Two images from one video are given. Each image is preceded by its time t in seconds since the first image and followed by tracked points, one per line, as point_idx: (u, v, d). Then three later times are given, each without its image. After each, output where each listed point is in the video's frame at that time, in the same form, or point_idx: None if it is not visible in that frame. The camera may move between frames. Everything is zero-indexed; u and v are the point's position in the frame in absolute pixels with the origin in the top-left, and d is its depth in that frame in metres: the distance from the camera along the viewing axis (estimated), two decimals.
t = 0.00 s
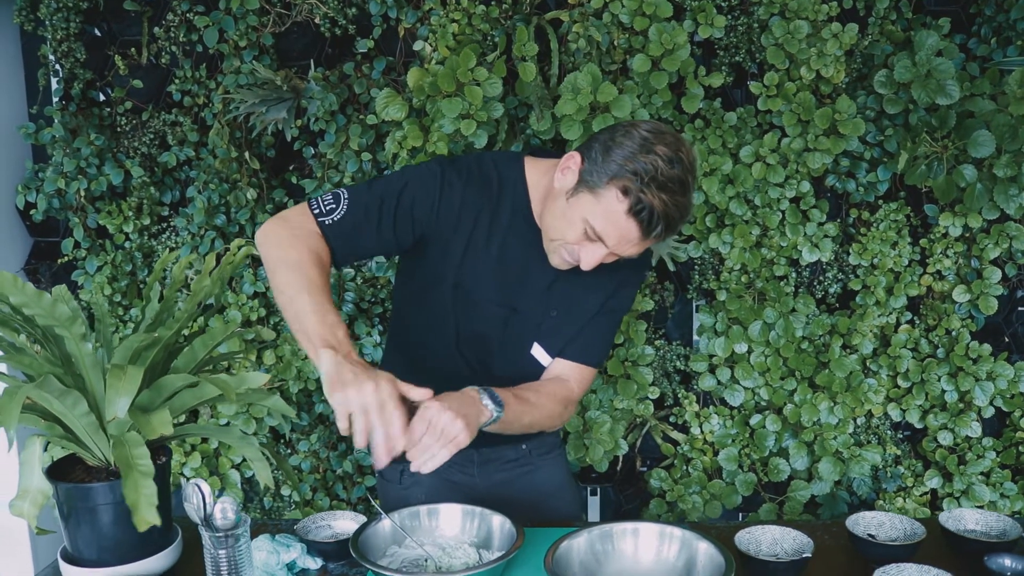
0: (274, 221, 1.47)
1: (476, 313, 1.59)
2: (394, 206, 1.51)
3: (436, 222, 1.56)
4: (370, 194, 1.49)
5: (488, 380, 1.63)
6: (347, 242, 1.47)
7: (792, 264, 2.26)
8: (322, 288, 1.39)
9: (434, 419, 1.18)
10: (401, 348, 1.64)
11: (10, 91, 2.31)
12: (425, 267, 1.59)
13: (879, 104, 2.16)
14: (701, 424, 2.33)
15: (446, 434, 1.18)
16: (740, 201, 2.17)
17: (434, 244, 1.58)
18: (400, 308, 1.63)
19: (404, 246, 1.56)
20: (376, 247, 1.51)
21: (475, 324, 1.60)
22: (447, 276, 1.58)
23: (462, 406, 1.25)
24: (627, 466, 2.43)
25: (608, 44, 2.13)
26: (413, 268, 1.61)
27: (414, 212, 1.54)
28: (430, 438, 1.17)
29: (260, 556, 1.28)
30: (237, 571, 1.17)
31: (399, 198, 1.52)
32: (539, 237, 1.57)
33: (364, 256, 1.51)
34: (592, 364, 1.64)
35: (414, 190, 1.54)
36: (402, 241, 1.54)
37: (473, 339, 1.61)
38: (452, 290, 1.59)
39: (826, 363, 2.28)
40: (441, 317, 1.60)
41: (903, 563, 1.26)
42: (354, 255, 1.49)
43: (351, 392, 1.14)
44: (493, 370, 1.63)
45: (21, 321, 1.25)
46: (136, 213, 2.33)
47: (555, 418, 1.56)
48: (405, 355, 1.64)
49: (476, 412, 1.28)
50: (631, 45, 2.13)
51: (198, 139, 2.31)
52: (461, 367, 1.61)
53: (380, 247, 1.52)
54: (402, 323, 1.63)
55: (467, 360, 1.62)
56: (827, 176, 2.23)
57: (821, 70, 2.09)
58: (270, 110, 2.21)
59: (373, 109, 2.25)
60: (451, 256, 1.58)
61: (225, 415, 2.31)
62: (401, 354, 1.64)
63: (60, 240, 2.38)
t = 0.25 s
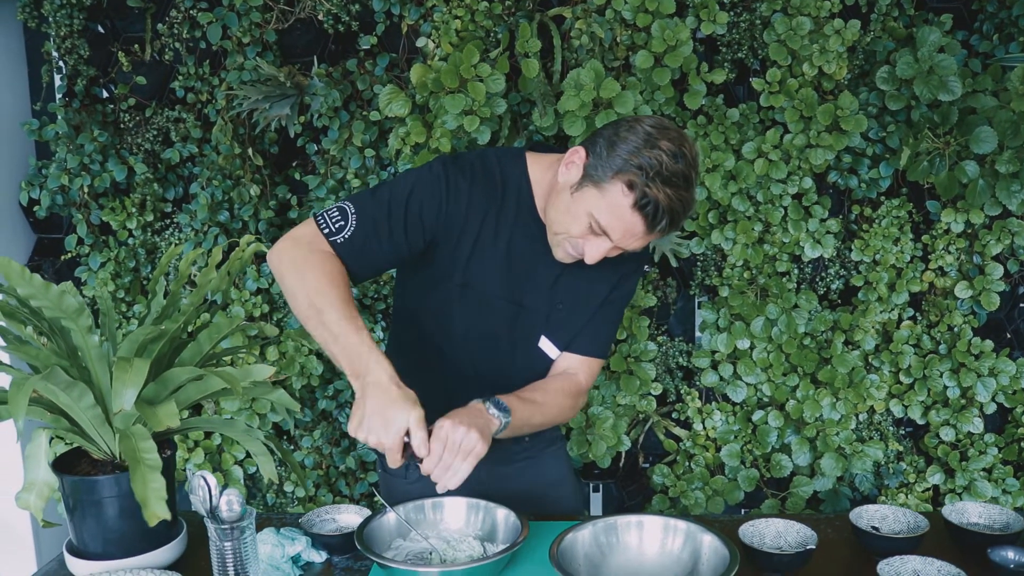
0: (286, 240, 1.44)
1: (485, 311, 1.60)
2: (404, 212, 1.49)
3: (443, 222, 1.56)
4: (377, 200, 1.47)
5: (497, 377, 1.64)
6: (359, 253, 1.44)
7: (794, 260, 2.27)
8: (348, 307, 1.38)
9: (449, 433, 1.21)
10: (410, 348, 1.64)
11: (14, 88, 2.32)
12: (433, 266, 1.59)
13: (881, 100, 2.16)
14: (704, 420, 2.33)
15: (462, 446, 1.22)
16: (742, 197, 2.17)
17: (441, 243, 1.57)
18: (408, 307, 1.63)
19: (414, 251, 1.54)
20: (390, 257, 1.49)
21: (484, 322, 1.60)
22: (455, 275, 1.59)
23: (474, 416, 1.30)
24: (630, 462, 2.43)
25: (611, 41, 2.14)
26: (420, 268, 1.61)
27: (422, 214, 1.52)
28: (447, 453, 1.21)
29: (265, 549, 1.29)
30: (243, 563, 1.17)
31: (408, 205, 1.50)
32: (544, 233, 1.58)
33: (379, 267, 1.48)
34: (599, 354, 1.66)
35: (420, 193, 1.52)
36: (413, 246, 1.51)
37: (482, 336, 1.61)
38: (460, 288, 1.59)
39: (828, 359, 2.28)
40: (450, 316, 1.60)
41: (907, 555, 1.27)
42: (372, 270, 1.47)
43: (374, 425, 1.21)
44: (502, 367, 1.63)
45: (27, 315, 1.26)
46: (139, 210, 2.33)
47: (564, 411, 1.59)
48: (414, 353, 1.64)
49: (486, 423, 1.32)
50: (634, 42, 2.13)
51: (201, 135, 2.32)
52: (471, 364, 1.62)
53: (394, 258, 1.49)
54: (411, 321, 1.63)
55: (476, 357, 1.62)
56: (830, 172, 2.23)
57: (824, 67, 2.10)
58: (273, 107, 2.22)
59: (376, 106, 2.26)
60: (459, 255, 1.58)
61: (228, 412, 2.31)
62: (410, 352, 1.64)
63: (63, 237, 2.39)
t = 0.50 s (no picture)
0: (284, 238, 1.46)
1: (488, 310, 1.60)
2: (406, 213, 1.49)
3: (446, 222, 1.56)
4: (377, 202, 1.47)
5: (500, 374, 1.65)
6: (360, 254, 1.45)
7: (795, 258, 2.27)
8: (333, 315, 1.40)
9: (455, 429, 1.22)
10: (413, 348, 1.65)
11: (17, 86, 2.32)
12: (436, 266, 1.60)
13: (882, 98, 2.17)
14: (705, 418, 2.34)
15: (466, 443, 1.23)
16: (743, 194, 2.18)
17: (444, 244, 1.58)
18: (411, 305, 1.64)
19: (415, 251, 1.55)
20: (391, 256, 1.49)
21: (488, 321, 1.61)
22: (458, 275, 1.59)
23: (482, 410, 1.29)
24: (631, 460, 2.44)
25: (612, 39, 2.15)
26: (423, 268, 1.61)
27: (424, 214, 1.52)
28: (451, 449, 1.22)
29: (269, 544, 1.29)
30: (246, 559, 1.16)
31: (409, 206, 1.50)
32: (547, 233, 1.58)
33: (379, 266, 1.48)
34: (602, 352, 1.67)
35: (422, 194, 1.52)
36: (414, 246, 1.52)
37: (485, 335, 1.61)
38: (464, 288, 1.59)
39: (829, 357, 2.28)
40: (453, 317, 1.61)
41: (908, 549, 1.27)
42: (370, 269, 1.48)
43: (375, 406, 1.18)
44: (505, 365, 1.64)
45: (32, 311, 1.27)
46: (142, 208, 2.34)
47: (570, 410, 1.60)
48: (417, 352, 1.65)
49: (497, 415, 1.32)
50: (635, 40, 2.14)
51: (204, 133, 2.32)
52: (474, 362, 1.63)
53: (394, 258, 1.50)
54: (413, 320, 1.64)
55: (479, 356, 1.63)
56: (831, 170, 2.23)
57: (825, 65, 2.10)
58: (276, 105, 2.22)
59: (378, 104, 2.26)
60: (462, 256, 1.59)
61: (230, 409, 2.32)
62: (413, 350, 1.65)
63: (66, 235, 2.39)
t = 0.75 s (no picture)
0: (290, 241, 1.45)
1: (490, 307, 1.60)
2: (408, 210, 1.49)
3: (448, 218, 1.56)
4: (380, 199, 1.47)
5: (501, 370, 1.65)
6: (362, 250, 1.45)
7: (795, 256, 2.28)
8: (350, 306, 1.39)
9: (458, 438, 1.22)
10: (415, 345, 1.65)
11: (18, 84, 2.33)
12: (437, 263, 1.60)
13: (882, 96, 2.17)
14: (705, 416, 2.34)
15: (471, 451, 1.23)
16: (743, 192, 2.18)
17: (446, 241, 1.58)
18: (413, 302, 1.64)
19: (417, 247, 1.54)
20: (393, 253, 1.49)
21: (490, 318, 1.61)
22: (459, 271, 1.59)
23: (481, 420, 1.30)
24: (631, 458, 2.44)
25: (612, 37, 2.15)
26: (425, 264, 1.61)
27: (426, 211, 1.52)
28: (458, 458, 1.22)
29: (269, 540, 1.28)
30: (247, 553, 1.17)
31: (411, 202, 1.50)
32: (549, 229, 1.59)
33: (381, 262, 1.48)
34: (604, 349, 1.67)
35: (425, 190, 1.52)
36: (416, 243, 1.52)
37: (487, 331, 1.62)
38: (465, 284, 1.60)
39: (829, 354, 2.29)
40: (455, 313, 1.61)
41: (907, 545, 1.27)
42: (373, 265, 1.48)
43: (383, 425, 1.20)
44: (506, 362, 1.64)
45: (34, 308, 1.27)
46: (143, 206, 2.34)
47: (572, 407, 1.60)
48: (419, 349, 1.65)
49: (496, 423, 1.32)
50: (635, 39, 2.14)
51: (204, 131, 2.33)
52: (476, 359, 1.63)
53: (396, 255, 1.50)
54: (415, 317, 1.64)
55: (481, 352, 1.63)
56: (830, 168, 2.24)
57: (824, 63, 2.10)
58: (276, 103, 2.22)
59: (378, 102, 2.27)
60: (463, 251, 1.59)
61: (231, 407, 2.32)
62: (415, 347, 1.65)
63: (67, 233, 2.40)
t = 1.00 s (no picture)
0: (296, 253, 1.46)
1: (492, 307, 1.61)
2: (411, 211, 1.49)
3: (450, 219, 1.56)
4: (381, 202, 1.46)
5: (505, 370, 1.65)
6: (365, 253, 1.44)
7: (794, 255, 2.28)
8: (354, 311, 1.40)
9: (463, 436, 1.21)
10: (418, 347, 1.65)
11: (19, 83, 2.33)
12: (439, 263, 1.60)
13: (882, 95, 2.16)
14: (705, 414, 2.35)
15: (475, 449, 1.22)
16: (743, 191, 2.18)
17: (447, 241, 1.58)
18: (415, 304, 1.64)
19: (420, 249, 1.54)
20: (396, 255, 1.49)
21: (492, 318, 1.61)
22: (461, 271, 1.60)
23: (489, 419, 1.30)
24: (631, 456, 2.45)
25: (612, 36, 2.15)
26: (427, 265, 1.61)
27: (428, 212, 1.52)
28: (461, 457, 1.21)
29: (269, 537, 1.28)
30: (247, 550, 1.17)
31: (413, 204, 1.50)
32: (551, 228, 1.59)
33: (385, 266, 1.48)
34: (607, 348, 1.67)
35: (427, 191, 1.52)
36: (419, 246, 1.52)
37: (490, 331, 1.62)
38: (467, 284, 1.60)
39: (829, 353, 2.29)
40: (458, 313, 1.61)
41: (906, 542, 1.27)
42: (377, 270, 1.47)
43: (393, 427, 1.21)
44: (509, 362, 1.64)
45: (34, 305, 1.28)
46: (143, 205, 2.35)
47: (577, 407, 1.60)
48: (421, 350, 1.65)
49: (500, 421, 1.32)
50: (635, 37, 2.14)
51: (205, 130, 2.33)
52: (479, 359, 1.63)
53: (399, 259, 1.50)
54: (417, 318, 1.64)
55: (484, 352, 1.63)
56: (830, 167, 2.24)
57: (824, 62, 2.11)
58: (277, 102, 2.22)
59: (379, 101, 2.27)
60: (465, 251, 1.59)
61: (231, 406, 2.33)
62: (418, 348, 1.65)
63: (67, 232, 2.40)
